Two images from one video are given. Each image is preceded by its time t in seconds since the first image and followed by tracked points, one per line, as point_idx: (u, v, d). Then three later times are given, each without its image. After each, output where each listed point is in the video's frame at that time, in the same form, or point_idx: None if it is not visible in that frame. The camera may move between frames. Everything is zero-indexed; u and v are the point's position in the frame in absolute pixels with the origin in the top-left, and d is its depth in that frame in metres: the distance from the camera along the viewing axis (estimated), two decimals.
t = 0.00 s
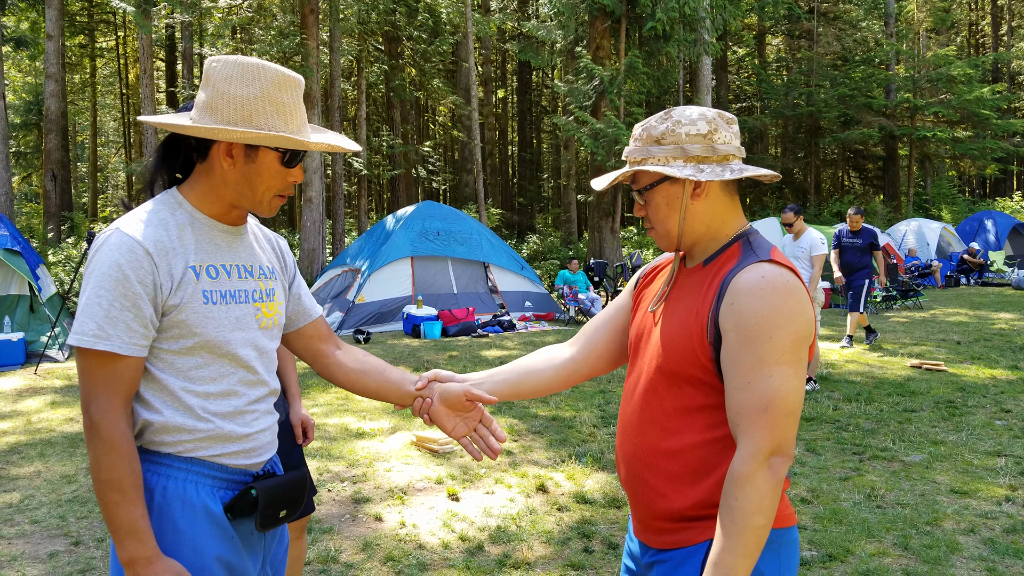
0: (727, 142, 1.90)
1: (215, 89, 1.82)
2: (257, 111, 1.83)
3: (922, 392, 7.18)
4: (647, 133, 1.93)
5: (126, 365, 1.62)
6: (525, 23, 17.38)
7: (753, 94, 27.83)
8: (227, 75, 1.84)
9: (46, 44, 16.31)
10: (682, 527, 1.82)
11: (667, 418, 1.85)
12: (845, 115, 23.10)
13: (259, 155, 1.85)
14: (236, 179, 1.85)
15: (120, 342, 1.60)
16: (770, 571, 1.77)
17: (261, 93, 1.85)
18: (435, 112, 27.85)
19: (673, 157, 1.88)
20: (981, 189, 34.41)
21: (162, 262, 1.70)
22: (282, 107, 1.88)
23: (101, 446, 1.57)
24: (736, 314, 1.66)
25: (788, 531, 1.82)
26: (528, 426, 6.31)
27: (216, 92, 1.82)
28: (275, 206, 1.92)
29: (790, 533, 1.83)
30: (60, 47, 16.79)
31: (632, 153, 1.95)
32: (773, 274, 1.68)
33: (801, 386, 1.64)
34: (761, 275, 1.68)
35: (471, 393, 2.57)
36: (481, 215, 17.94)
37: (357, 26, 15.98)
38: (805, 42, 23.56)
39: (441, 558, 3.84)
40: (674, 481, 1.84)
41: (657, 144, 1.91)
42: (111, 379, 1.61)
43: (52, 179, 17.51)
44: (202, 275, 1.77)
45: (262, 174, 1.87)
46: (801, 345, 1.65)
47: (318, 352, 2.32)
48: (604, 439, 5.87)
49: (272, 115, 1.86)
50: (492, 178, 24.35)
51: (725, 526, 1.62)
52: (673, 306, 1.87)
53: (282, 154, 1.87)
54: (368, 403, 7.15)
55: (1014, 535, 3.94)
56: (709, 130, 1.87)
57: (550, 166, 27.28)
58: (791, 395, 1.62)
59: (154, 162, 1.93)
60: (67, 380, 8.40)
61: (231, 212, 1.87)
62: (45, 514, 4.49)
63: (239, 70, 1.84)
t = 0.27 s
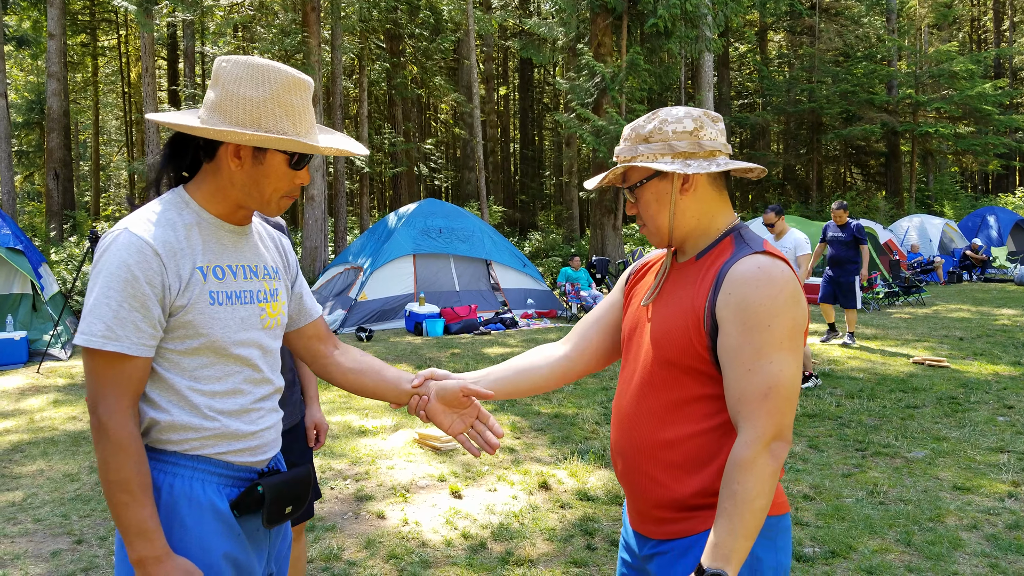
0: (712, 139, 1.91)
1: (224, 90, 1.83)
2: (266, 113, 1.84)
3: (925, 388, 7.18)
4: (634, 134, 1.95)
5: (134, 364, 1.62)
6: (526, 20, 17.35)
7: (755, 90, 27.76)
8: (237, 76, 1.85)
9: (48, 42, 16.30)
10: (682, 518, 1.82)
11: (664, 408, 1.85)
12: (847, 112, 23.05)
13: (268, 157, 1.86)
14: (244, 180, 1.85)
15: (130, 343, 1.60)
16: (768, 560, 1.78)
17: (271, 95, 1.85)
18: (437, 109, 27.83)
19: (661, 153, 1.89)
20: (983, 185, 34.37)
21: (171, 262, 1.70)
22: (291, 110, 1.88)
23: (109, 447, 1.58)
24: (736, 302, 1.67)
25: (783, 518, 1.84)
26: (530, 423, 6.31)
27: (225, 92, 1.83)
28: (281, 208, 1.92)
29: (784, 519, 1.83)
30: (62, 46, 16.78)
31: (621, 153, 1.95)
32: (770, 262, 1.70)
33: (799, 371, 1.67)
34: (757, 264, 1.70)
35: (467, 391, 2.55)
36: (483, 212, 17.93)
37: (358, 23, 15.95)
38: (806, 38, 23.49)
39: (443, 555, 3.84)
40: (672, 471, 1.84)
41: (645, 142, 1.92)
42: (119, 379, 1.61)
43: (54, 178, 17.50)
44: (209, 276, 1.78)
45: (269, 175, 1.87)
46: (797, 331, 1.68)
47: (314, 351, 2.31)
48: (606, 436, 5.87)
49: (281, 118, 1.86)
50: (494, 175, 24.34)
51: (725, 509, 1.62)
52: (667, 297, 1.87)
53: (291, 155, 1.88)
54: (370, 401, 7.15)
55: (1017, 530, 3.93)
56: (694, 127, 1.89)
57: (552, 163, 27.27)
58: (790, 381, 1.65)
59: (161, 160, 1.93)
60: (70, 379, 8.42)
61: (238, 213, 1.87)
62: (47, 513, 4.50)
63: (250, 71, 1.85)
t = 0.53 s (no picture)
0: (703, 140, 1.92)
1: (238, 94, 1.84)
2: (280, 118, 1.84)
3: (925, 389, 7.18)
4: (626, 137, 1.96)
5: (147, 366, 1.61)
6: (527, 20, 17.35)
7: (755, 90, 27.76)
8: (250, 81, 1.86)
9: (49, 41, 16.29)
10: (679, 515, 1.82)
11: (662, 405, 1.85)
12: (848, 112, 23.06)
13: (279, 161, 1.86)
14: (255, 184, 1.85)
15: (145, 344, 1.60)
16: (766, 556, 1.80)
17: (284, 99, 1.86)
18: (437, 109, 27.83)
19: (650, 156, 1.90)
20: (983, 185, 34.39)
21: (184, 265, 1.70)
22: (304, 114, 1.89)
23: (125, 449, 1.58)
24: (736, 300, 1.68)
25: (778, 515, 1.84)
26: (530, 423, 6.31)
27: (238, 95, 1.84)
28: (289, 212, 1.93)
29: (779, 517, 1.84)
30: (63, 45, 16.76)
31: (615, 156, 1.96)
32: (769, 260, 1.71)
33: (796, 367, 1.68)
34: (757, 262, 1.70)
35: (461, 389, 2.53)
36: (483, 212, 17.94)
37: (359, 23, 15.94)
38: (807, 39, 23.50)
39: (443, 556, 3.85)
40: (669, 467, 1.84)
41: (635, 145, 1.94)
42: (131, 381, 1.60)
43: (54, 177, 17.47)
44: (219, 279, 1.78)
45: (280, 178, 1.87)
46: (796, 329, 1.69)
47: (310, 353, 2.31)
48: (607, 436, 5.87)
49: (294, 122, 1.86)
50: (495, 175, 24.34)
51: (719, 502, 1.62)
52: (665, 295, 1.88)
53: (303, 161, 1.89)
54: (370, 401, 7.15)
55: (1017, 531, 3.94)
56: (684, 129, 1.90)
57: (552, 163, 27.28)
58: (789, 378, 1.65)
59: (170, 163, 1.92)
60: (70, 378, 8.42)
61: (246, 215, 1.87)
62: (47, 513, 4.50)
63: (264, 76, 1.86)
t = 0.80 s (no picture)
0: (694, 145, 1.92)
1: (241, 102, 1.84)
2: (282, 126, 1.84)
3: (921, 392, 7.19)
4: (618, 144, 1.98)
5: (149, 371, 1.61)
6: (525, 24, 17.41)
7: (752, 94, 27.85)
8: (254, 87, 1.86)
9: (46, 44, 16.28)
10: (677, 520, 1.82)
11: (660, 410, 1.85)
12: (844, 116, 23.13)
13: (280, 170, 1.86)
14: (256, 191, 1.85)
15: (148, 348, 1.59)
16: (761, 558, 1.80)
17: (288, 107, 1.86)
18: (435, 113, 27.87)
19: (642, 161, 1.91)
20: (979, 189, 34.53)
21: (188, 271, 1.70)
22: (307, 123, 1.89)
23: (135, 451, 1.58)
24: (736, 304, 1.68)
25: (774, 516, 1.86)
26: (528, 427, 6.31)
27: (242, 102, 1.84)
28: (288, 219, 1.92)
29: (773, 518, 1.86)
30: (60, 48, 16.73)
31: (607, 161, 1.98)
32: (766, 265, 1.72)
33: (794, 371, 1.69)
34: (756, 266, 1.71)
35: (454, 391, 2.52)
36: (481, 215, 17.96)
37: (357, 26, 15.97)
38: (804, 43, 23.58)
39: (441, 560, 3.84)
40: (667, 472, 1.84)
41: (627, 150, 1.96)
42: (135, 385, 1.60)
43: (51, 180, 17.44)
44: (221, 284, 1.78)
45: (281, 186, 1.87)
46: (795, 332, 1.70)
47: (299, 357, 2.25)
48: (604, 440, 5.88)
49: (296, 130, 1.87)
50: (492, 179, 24.34)
51: (728, 508, 1.63)
52: (661, 299, 1.88)
53: (304, 169, 1.88)
54: (368, 404, 7.15)
55: (1013, 534, 3.94)
56: (675, 134, 1.91)
57: (550, 167, 27.33)
58: (790, 381, 1.67)
59: (172, 167, 1.93)
60: (65, 382, 8.39)
61: (245, 222, 1.87)
62: (42, 517, 4.49)
63: (268, 83, 1.86)
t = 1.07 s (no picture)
0: (687, 146, 1.93)
1: (233, 100, 1.84)
2: (274, 125, 1.84)
3: (914, 393, 7.23)
4: (612, 144, 1.99)
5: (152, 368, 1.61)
6: (520, 25, 17.42)
7: (747, 96, 27.94)
8: (246, 87, 1.85)
9: (39, 44, 16.22)
10: (673, 520, 1.83)
11: (657, 412, 1.85)
12: (838, 118, 23.22)
13: (271, 168, 1.85)
14: (247, 189, 1.84)
15: (151, 344, 1.60)
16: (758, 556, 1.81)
17: (280, 107, 1.86)
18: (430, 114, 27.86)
19: (635, 161, 1.92)
20: (972, 192, 34.70)
21: (184, 268, 1.70)
22: (299, 123, 1.89)
23: (144, 445, 1.59)
24: (734, 306, 1.69)
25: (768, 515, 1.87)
26: (523, 428, 6.31)
27: (234, 101, 1.84)
28: (280, 218, 1.92)
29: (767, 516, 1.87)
30: (53, 48, 16.68)
31: (600, 162, 1.99)
32: (762, 266, 1.73)
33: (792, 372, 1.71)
34: (753, 267, 1.72)
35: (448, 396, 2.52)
36: (476, 217, 17.95)
37: (352, 27, 15.95)
38: (798, 45, 23.66)
39: (435, 561, 3.84)
40: (665, 474, 1.84)
41: (621, 151, 1.96)
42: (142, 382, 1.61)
43: (44, 180, 17.35)
44: (216, 282, 1.78)
45: (272, 185, 1.86)
46: (792, 331, 1.72)
47: (295, 356, 2.26)
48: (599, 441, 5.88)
49: (287, 130, 1.86)
50: (487, 180, 24.35)
51: (733, 510, 1.63)
52: (656, 301, 1.88)
53: (295, 168, 1.87)
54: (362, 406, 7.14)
55: (1005, 534, 3.96)
56: (669, 135, 1.91)
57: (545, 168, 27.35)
58: (788, 381, 1.68)
59: (162, 166, 1.93)
60: (59, 383, 8.36)
61: (236, 221, 1.86)
62: (35, 518, 4.47)
63: (259, 83, 1.86)
